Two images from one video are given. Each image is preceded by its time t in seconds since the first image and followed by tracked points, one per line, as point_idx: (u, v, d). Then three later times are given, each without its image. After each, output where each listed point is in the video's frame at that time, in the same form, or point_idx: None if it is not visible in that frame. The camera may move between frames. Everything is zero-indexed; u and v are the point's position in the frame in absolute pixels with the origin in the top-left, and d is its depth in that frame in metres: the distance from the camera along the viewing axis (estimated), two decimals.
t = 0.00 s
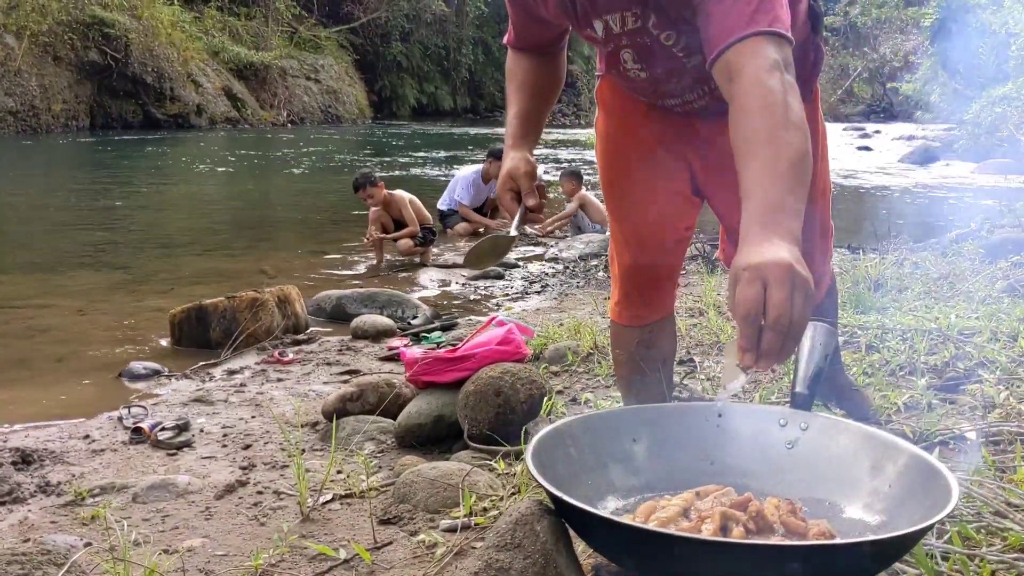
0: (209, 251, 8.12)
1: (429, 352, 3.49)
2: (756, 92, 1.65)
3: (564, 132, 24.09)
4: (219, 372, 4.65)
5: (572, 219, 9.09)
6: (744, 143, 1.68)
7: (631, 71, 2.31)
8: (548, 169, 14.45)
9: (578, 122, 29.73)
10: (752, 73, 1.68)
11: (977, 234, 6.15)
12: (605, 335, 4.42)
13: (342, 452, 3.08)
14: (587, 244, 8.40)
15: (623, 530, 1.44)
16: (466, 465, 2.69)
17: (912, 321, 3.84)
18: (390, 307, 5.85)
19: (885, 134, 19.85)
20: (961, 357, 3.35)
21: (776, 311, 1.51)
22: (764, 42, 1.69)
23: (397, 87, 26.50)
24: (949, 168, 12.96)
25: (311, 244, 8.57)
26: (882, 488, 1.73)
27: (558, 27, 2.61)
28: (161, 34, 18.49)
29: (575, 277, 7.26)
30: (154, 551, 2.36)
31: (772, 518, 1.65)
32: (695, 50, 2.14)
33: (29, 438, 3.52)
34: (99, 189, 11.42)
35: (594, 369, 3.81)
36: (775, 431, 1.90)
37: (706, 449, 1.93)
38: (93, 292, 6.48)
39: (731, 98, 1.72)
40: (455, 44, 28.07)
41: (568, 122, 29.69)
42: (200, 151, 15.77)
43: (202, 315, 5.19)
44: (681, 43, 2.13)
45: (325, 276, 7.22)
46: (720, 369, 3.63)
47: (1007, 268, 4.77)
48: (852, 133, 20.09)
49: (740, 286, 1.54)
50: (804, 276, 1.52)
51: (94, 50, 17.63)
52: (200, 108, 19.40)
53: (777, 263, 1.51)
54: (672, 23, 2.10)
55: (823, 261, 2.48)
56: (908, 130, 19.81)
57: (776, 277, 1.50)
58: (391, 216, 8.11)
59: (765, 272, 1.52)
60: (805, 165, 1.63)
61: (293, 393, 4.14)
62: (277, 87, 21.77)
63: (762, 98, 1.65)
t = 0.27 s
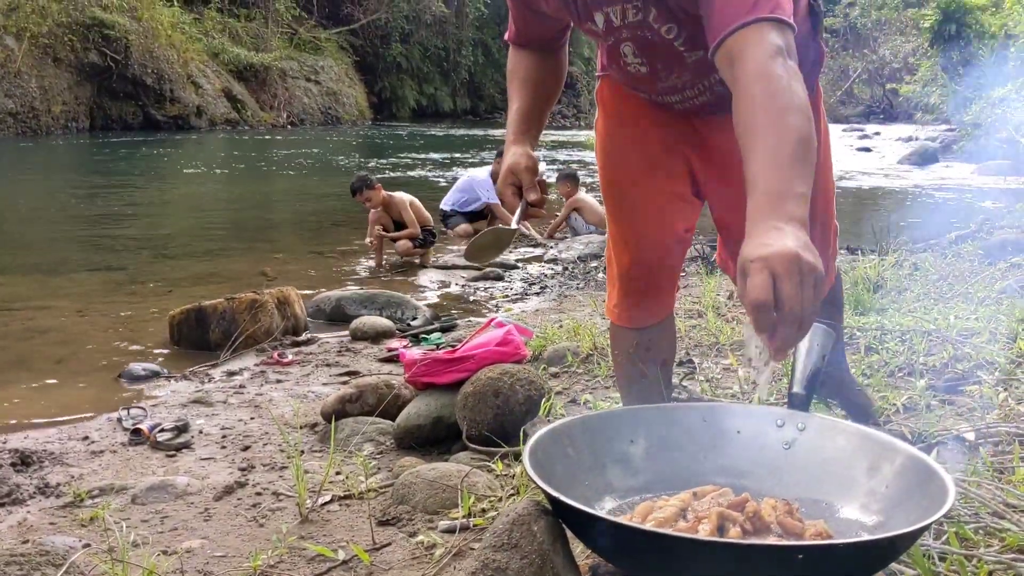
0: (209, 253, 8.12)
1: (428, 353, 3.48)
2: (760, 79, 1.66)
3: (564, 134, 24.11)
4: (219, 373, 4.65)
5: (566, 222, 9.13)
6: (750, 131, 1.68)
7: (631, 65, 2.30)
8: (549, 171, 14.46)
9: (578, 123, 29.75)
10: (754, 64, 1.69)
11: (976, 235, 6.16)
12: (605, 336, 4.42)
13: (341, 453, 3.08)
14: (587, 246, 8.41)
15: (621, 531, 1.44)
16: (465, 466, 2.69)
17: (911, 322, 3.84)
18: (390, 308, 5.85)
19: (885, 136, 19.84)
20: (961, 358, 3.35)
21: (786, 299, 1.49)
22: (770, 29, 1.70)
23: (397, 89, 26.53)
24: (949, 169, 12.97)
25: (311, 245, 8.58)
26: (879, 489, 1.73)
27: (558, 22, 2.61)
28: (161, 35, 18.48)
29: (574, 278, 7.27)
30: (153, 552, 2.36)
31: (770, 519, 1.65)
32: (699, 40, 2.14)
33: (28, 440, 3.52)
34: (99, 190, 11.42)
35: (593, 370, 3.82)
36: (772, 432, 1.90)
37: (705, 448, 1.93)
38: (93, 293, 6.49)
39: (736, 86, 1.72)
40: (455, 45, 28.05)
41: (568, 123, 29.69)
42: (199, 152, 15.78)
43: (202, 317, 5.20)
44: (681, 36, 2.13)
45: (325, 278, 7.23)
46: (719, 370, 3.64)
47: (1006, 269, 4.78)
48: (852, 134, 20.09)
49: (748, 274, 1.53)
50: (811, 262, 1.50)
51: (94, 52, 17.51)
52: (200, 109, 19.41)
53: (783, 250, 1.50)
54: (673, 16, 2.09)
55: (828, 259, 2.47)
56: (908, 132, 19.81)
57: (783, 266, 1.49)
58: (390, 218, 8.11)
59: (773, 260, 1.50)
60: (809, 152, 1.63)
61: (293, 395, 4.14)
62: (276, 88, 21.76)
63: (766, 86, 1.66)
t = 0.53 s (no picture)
0: (208, 255, 8.12)
1: (427, 356, 3.48)
2: (767, 73, 1.67)
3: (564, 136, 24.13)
4: (218, 376, 4.65)
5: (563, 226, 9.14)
6: (755, 126, 1.68)
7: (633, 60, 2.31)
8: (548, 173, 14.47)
9: (578, 125, 29.77)
10: (760, 59, 1.70)
11: (977, 237, 6.16)
12: (605, 338, 4.42)
13: (341, 456, 3.08)
14: (586, 248, 8.41)
15: (621, 535, 1.44)
16: (465, 469, 2.69)
17: (911, 324, 3.84)
18: (389, 311, 5.85)
19: (884, 138, 19.86)
20: (960, 361, 3.35)
21: (791, 291, 1.49)
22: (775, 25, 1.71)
23: (396, 91, 26.56)
24: (948, 171, 12.98)
25: (310, 248, 8.58)
26: (880, 492, 1.73)
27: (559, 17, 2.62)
28: (161, 38, 18.49)
29: (574, 280, 7.27)
30: (152, 555, 2.36)
31: (770, 523, 1.64)
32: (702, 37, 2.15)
33: (28, 443, 3.52)
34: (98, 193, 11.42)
35: (593, 373, 3.81)
36: (772, 435, 1.90)
37: (705, 452, 1.93)
38: (93, 296, 6.49)
39: (742, 81, 1.73)
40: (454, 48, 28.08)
41: (567, 125, 29.71)
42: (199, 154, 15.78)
43: (202, 319, 5.21)
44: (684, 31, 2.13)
45: (325, 280, 7.23)
46: (718, 373, 3.64)
47: (1007, 271, 4.78)
48: (850, 136, 20.10)
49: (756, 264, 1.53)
50: (818, 256, 1.50)
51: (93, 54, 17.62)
52: (199, 112, 19.41)
53: (789, 243, 1.51)
54: (676, 10, 2.10)
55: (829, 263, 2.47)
56: (907, 134, 19.83)
57: (789, 260, 1.49)
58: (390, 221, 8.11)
59: (779, 252, 1.50)
60: (814, 145, 1.63)
61: (292, 397, 4.14)
62: (276, 91, 21.77)
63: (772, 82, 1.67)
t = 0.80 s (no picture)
0: (208, 256, 8.12)
1: (427, 357, 3.48)
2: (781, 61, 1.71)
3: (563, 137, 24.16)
4: (219, 377, 4.65)
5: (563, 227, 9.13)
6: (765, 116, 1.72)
7: (642, 53, 2.31)
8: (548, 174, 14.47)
9: (578, 126, 29.82)
10: (775, 50, 1.73)
11: (976, 237, 6.16)
12: (605, 339, 4.42)
13: (341, 457, 3.08)
14: (586, 249, 8.41)
15: (622, 536, 1.44)
16: (465, 470, 2.69)
17: (911, 324, 3.84)
18: (389, 312, 5.85)
19: (884, 138, 19.87)
20: (959, 361, 3.35)
21: (803, 275, 1.52)
22: (788, 15, 1.75)
23: (396, 92, 26.58)
24: (948, 171, 12.99)
25: (310, 249, 8.58)
26: (879, 493, 1.73)
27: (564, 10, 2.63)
28: (161, 39, 18.50)
29: (574, 281, 7.28)
30: (152, 556, 2.36)
31: (770, 523, 1.64)
32: (714, 27, 2.19)
33: (28, 443, 3.52)
34: (98, 194, 11.43)
35: (593, 373, 3.82)
36: (772, 435, 1.90)
37: (705, 452, 1.93)
38: (93, 297, 6.49)
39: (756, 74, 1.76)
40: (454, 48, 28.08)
41: (567, 126, 29.72)
42: (199, 155, 15.79)
43: (202, 320, 5.21)
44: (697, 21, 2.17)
45: (324, 281, 7.23)
46: (718, 373, 3.64)
47: (1006, 271, 4.78)
48: (850, 137, 20.11)
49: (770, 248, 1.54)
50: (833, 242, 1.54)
51: (93, 55, 17.62)
52: (199, 113, 19.42)
53: (806, 228, 1.53)
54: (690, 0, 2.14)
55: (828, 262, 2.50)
56: (906, 134, 19.84)
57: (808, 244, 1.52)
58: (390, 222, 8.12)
59: (799, 238, 1.52)
60: (825, 137, 1.67)
61: (292, 398, 4.14)
62: (276, 91, 21.77)
63: (785, 69, 1.70)
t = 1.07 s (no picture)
0: (208, 255, 8.12)
1: (428, 356, 3.49)
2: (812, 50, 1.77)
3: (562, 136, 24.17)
4: (218, 376, 4.66)
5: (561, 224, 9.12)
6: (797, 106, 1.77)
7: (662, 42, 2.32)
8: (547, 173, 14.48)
9: (577, 125, 29.84)
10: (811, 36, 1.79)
11: (975, 236, 6.17)
12: (604, 339, 4.43)
13: (341, 456, 3.09)
14: (585, 248, 8.42)
15: (624, 539, 1.45)
16: (465, 470, 2.69)
17: (910, 323, 3.85)
18: (389, 311, 5.86)
19: (883, 138, 19.89)
20: (957, 360, 3.36)
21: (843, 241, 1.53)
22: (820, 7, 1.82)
23: (395, 91, 26.58)
24: (946, 170, 13.00)
25: (310, 248, 8.58)
26: (879, 494, 1.73)
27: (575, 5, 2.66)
28: (161, 38, 18.49)
29: (573, 280, 7.29)
30: (153, 556, 2.36)
31: (770, 524, 1.65)
32: (740, 17, 2.25)
33: (29, 443, 3.53)
34: (98, 193, 11.43)
35: (593, 372, 3.82)
36: (772, 437, 1.91)
37: (705, 453, 1.94)
38: (92, 296, 6.49)
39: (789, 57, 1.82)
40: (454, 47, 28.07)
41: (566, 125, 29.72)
42: (199, 154, 15.79)
43: (201, 319, 5.22)
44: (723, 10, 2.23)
45: (324, 280, 7.23)
46: (717, 373, 3.65)
47: (1004, 271, 4.79)
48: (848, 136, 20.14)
49: (813, 211, 1.56)
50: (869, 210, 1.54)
51: (93, 54, 17.60)
52: (198, 112, 19.43)
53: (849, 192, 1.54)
54: None
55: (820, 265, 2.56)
56: (905, 133, 19.86)
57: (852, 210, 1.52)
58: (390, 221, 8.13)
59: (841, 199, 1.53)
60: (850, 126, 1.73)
61: (292, 397, 4.15)
62: (275, 90, 21.77)
63: (814, 59, 1.77)
